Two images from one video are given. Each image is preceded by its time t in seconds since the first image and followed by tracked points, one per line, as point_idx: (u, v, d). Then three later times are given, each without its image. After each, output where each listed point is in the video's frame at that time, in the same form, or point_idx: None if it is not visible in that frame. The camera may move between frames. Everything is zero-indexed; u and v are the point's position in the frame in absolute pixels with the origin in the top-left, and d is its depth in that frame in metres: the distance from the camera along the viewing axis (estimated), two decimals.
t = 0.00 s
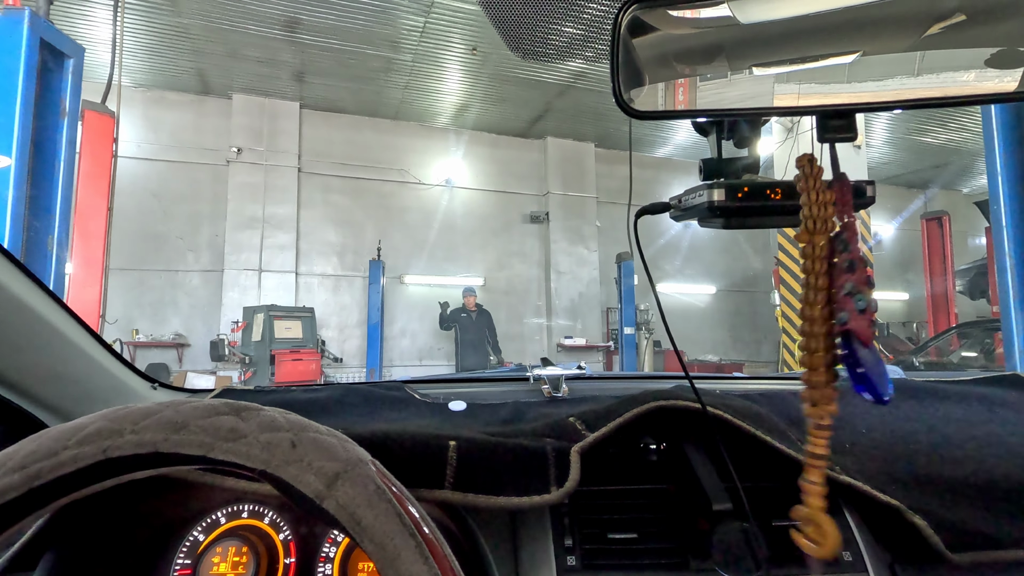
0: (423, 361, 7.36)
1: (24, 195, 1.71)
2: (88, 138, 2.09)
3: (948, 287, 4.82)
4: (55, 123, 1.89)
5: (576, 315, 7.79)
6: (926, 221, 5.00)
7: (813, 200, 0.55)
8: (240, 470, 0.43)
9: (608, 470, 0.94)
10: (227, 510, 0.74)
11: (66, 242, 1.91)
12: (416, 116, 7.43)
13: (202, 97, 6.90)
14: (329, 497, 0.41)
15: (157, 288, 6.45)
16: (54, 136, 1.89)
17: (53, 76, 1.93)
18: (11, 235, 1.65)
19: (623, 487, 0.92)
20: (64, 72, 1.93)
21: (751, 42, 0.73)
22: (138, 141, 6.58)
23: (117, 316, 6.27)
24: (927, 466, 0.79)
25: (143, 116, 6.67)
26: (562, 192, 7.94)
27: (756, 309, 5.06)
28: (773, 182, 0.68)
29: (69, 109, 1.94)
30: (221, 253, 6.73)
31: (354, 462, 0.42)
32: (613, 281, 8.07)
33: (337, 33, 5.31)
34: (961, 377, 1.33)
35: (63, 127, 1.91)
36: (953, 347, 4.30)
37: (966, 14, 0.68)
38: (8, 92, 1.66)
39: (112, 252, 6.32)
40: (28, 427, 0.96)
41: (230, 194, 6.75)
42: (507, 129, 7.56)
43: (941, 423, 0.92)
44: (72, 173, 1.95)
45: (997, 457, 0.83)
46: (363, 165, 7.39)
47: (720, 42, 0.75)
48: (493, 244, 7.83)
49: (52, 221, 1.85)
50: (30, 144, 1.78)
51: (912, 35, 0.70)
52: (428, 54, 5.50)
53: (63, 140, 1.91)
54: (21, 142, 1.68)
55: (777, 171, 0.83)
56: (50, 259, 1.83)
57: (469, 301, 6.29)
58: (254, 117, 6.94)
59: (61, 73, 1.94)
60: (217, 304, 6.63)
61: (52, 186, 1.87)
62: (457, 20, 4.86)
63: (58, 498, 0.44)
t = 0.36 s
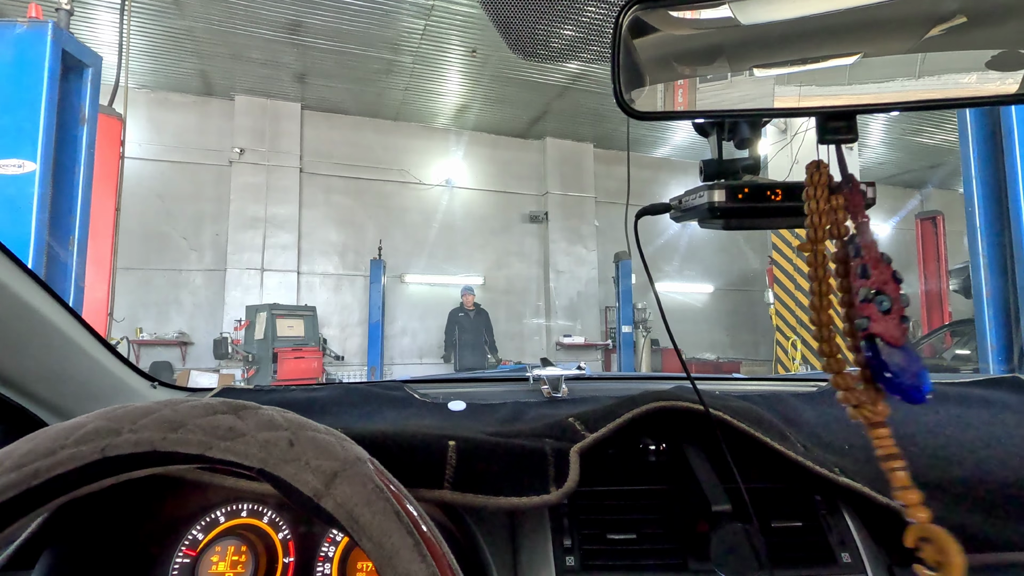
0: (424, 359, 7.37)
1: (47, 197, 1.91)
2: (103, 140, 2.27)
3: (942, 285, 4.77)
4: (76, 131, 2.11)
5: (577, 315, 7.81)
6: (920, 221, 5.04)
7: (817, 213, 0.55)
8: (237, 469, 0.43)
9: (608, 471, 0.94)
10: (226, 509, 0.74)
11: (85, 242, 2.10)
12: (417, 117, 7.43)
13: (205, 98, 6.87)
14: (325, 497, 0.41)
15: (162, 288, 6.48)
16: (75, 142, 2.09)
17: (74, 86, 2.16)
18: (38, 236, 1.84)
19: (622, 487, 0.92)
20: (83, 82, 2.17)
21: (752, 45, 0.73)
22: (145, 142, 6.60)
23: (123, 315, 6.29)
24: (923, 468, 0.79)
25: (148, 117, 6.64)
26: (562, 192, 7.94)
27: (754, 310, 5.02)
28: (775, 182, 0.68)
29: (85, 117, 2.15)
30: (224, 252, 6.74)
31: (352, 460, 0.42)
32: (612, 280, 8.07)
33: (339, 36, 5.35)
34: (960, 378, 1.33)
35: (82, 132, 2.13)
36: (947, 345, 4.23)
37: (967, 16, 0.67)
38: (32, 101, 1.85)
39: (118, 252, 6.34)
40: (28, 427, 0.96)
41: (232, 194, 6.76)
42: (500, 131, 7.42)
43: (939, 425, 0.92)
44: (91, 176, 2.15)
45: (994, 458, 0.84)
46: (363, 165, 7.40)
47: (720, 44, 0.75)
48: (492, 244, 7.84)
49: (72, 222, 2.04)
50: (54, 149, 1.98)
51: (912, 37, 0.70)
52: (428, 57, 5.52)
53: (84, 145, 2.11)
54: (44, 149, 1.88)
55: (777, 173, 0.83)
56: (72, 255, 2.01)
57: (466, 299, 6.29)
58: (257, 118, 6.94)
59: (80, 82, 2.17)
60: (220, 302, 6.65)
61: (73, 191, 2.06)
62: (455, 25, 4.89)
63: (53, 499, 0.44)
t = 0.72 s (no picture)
0: (424, 358, 7.38)
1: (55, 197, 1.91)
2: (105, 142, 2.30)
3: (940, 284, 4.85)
4: (83, 133, 2.12)
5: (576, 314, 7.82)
6: (918, 221, 5.08)
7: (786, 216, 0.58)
8: (240, 472, 0.43)
9: (608, 473, 0.94)
10: (225, 512, 0.74)
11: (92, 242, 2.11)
12: (416, 117, 7.42)
13: (206, 98, 6.84)
14: (326, 502, 0.41)
15: (163, 287, 6.49)
16: (81, 144, 2.11)
17: (80, 86, 2.15)
18: (46, 234, 1.83)
19: (622, 489, 0.92)
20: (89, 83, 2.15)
21: (752, 46, 0.73)
22: (146, 142, 6.61)
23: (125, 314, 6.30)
24: (923, 469, 0.79)
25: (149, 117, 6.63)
26: (562, 192, 7.92)
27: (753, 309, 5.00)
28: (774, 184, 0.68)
29: (94, 116, 2.15)
30: (224, 252, 6.74)
31: (355, 465, 0.42)
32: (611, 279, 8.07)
33: (339, 35, 5.35)
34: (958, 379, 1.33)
35: (90, 133, 2.14)
36: (945, 342, 4.23)
37: (965, 18, 0.68)
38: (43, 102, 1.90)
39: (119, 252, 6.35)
40: (28, 430, 0.96)
41: (232, 194, 6.77)
42: (498, 132, 7.33)
43: (938, 428, 0.93)
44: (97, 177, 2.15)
45: (993, 460, 0.84)
46: (363, 164, 7.42)
47: (721, 45, 0.75)
48: (492, 243, 7.87)
49: (79, 222, 2.05)
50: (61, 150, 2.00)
51: (911, 39, 0.70)
52: (428, 57, 5.48)
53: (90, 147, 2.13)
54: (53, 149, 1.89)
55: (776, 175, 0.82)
56: (79, 257, 2.01)
57: (475, 299, 6.24)
58: (258, 118, 6.94)
59: (87, 83, 2.16)
60: (221, 301, 6.65)
61: (80, 192, 2.08)
62: (455, 26, 4.69)
63: (51, 502, 0.44)
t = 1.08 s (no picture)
0: (424, 357, 7.38)
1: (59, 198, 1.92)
2: (108, 143, 2.30)
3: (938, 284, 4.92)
4: (85, 134, 2.12)
5: (576, 314, 7.82)
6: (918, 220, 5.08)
7: (815, 213, 0.56)
8: (241, 472, 0.43)
9: (607, 473, 0.94)
10: (224, 512, 0.74)
11: (94, 243, 2.11)
12: (416, 116, 7.41)
13: (206, 97, 6.84)
14: (329, 502, 0.41)
15: (164, 286, 6.48)
16: (84, 145, 2.11)
17: (82, 87, 2.15)
18: (50, 235, 1.84)
19: (621, 490, 0.92)
20: (92, 85, 2.16)
21: (752, 47, 0.73)
22: (146, 142, 6.62)
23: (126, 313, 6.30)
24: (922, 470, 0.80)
25: (150, 116, 6.64)
26: (561, 191, 7.91)
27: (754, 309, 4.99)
28: (774, 184, 0.68)
29: (96, 117, 2.16)
30: (225, 251, 6.75)
31: (356, 467, 0.42)
32: (611, 278, 8.06)
33: (338, 35, 5.33)
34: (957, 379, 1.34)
35: (94, 134, 2.14)
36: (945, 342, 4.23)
37: (965, 19, 0.67)
38: (47, 103, 1.90)
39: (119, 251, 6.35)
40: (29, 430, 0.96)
41: (233, 193, 6.76)
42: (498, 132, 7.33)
43: (937, 428, 0.93)
44: (100, 178, 2.16)
45: (992, 460, 0.84)
46: (363, 163, 7.42)
47: (721, 46, 0.75)
48: (492, 242, 7.86)
49: (83, 223, 2.05)
50: (65, 151, 2.00)
51: (912, 40, 0.70)
52: (429, 56, 5.48)
53: (93, 147, 2.13)
54: (56, 150, 1.90)
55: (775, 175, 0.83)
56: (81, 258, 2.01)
57: (476, 298, 6.28)
58: (259, 117, 6.93)
59: (91, 84, 2.17)
60: (222, 300, 6.66)
61: (83, 192, 2.08)
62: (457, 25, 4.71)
63: (49, 502, 0.44)
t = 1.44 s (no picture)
0: (424, 356, 7.38)
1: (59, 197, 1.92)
2: (107, 142, 2.30)
3: (938, 283, 4.92)
4: (85, 133, 2.11)
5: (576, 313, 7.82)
6: (917, 219, 5.07)
7: (788, 214, 0.56)
8: (242, 472, 0.43)
9: (608, 473, 0.94)
10: (224, 512, 0.74)
11: (94, 241, 2.11)
12: (416, 116, 7.41)
13: (206, 97, 6.84)
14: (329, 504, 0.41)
15: (164, 286, 6.49)
16: (83, 144, 2.11)
17: (82, 86, 2.15)
18: (50, 234, 1.84)
19: (622, 489, 0.92)
20: (91, 83, 2.15)
21: (752, 46, 0.73)
22: (146, 141, 6.61)
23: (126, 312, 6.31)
24: (922, 469, 0.79)
25: (149, 115, 6.63)
26: (561, 190, 7.90)
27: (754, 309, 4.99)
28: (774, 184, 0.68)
29: (96, 115, 2.16)
30: (225, 251, 6.74)
31: (358, 468, 0.42)
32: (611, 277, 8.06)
33: (338, 34, 5.33)
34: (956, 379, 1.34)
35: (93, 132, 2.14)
36: (945, 341, 4.20)
37: (965, 18, 0.67)
38: (46, 102, 1.90)
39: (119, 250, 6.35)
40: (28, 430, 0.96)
41: (233, 192, 6.76)
42: (498, 131, 7.33)
43: (937, 428, 0.93)
44: (100, 177, 2.16)
45: (992, 460, 0.84)
46: (363, 163, 7.41)
47: (720, 45, 0.75)
48: (492, 242, 7.86)
49: (82, 222, 2.05)
50: (64, 150, 2.00)
51: (911, 40, 0.70)
52: (429, 56, 5.49)
53: (93, 146, 2.13)
54: (56, 150, 1.89)
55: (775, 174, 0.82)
56: (81, 258, 2.02)
57: (490, 298, 6.25)
58: (258, 117, 6.93)
59: (90, 83, 2.16)
60: (222, 299, 6.66)
61: (83, 191, 2.08)
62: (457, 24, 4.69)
63: (47, 502, 0.44)
